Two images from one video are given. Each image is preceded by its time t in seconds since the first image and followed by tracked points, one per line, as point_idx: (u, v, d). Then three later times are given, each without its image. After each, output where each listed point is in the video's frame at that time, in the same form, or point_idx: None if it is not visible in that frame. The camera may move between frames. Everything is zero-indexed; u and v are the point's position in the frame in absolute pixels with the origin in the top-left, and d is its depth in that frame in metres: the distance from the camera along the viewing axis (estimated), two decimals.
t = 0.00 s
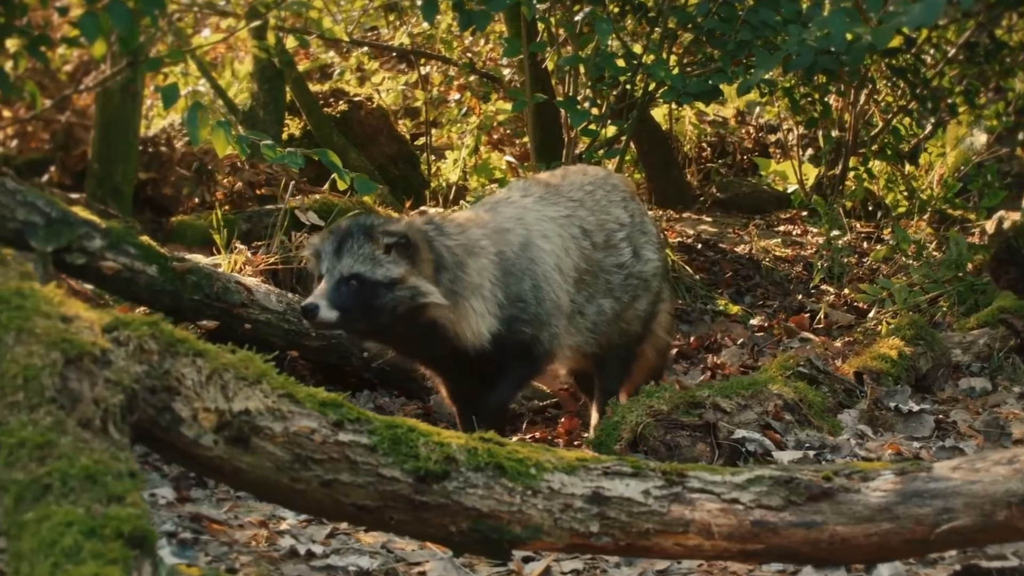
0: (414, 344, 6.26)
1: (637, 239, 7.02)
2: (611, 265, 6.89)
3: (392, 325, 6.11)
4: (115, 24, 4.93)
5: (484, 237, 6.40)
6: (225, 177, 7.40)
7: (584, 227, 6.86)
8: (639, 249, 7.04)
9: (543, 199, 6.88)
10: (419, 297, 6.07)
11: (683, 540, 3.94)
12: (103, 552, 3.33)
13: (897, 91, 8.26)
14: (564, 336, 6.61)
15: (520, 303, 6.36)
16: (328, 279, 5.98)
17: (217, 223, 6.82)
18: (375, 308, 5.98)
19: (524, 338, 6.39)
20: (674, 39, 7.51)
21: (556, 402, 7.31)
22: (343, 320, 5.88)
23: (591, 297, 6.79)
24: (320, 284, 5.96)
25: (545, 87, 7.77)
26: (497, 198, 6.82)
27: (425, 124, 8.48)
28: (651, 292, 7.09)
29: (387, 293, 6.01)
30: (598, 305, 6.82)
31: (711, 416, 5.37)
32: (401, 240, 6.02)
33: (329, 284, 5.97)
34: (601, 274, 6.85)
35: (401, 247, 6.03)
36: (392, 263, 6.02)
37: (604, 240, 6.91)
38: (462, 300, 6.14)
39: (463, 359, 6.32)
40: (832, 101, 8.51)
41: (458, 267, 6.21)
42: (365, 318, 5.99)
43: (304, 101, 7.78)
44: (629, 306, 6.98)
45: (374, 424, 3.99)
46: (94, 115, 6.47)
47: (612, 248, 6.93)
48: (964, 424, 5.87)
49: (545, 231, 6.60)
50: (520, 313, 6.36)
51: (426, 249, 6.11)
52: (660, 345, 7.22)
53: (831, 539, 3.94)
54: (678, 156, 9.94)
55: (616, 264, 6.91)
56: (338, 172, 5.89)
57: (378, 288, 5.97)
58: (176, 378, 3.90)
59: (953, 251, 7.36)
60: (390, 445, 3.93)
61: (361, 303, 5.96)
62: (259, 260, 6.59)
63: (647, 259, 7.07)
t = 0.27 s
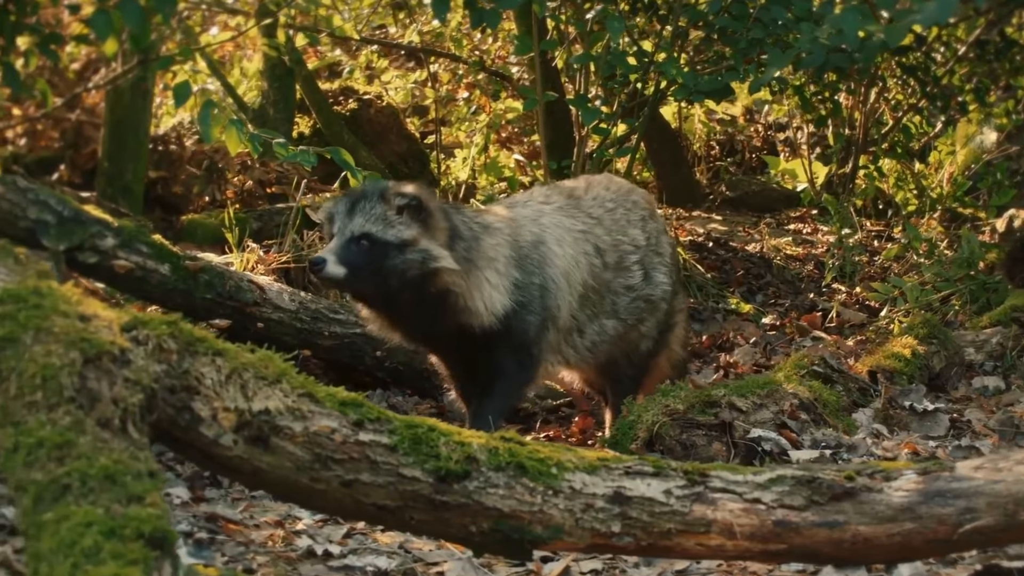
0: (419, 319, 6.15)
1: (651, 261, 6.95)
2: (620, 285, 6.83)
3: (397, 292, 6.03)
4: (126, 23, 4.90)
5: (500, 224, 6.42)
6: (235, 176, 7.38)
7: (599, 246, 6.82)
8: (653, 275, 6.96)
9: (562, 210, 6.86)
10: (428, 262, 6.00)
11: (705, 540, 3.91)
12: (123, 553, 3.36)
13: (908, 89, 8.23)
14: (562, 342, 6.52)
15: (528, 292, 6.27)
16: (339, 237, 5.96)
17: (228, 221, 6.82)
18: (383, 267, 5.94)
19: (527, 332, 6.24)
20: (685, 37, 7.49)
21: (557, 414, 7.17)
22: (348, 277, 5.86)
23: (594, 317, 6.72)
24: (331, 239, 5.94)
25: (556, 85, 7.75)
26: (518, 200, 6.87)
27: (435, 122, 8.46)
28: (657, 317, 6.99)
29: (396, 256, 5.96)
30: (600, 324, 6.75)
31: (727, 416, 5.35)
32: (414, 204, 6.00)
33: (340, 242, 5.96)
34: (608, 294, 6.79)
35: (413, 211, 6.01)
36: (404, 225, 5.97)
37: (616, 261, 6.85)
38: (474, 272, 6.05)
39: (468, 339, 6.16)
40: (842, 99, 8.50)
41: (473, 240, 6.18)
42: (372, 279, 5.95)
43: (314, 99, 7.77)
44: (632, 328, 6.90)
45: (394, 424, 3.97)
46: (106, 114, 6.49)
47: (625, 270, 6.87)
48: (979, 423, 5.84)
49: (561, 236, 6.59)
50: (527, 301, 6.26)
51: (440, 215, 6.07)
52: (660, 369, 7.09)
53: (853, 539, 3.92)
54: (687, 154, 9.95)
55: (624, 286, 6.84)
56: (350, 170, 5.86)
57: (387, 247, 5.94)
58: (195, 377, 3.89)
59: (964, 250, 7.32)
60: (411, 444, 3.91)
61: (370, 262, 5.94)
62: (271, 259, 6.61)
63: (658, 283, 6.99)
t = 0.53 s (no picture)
0: (432, 321, 6.11)
1: (667, 259, 6.93)
2: (636, 285, 6.79)
3: (407, 293, 6.00)
4: (139, 19, 4.89)
5: (519, 228, 6.33)
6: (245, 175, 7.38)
7: (616, 248, 6.77)
8: (667, 275, 6.95)
9: (579, 212, 6.81)
10: (439, 263, 5.94)
11: (726, 540, 3.89)
12: (143, 554, 3.32)
13: (917, 88, 8.22)
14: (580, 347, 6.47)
15: (543, 302, 6.20)
16: (347, 236, 5.94)
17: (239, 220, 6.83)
18: (392, 267, 5.91)
19: (540, 344, 6.18)
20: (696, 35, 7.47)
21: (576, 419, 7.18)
22: (356, 277, 5.83)
23: (612, 319, 6.68)
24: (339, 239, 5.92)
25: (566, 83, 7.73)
26: (537, 203, 6.79)
27: (444, 121, 8.47)
28: (673, 315, 6.97)
29: (405, 256, 5.92)
30: (619, 325, 6.71)
31: (742, 415, 5.34)
32: (421, 203, 5.95)
33: (348, 242, 5.93)
34: (626, 295, 6.75)
35: (422, 210, 5.97)
36: (411, 224, 5.94)
37: (634, 260, 6.83)
38: (488, 280, 6.01)
39: (481, 347, 6.12)
40: (851, 98, 8.49)
41: (489, 245, 6.11)
42: (381, 279, 5.91)
43: (323, 98, 7.79)
44: (649, 329, 6.88)
45: (414, 424, 3.95)
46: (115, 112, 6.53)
47: (642, 268, 6.85)
48: (994, 422, 5.81)
49: (579, 245, 6.51)
50: (542, 312, 6.19)
51: (450, 215, 6.02)
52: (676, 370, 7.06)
53: (875, 539, 3.89)
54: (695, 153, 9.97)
55: (642, 284, 6.82)
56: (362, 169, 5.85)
57: (396, 248, 5.90)
58: (214, 377, 3.89)
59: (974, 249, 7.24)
60: (430, 444, 3.89)
61: (379, 262, 5.91)
62: (283, 257, 6.63)
63: (671, 281, 6.98)
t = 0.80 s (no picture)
0: (442, 323, 6.09)
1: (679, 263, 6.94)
2: (648, 288, 6.79)
3: (416, 296, 5.98)
4: (145, 17, 4.86)
5: (531, 228, 6.32)
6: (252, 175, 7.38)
7: (629, 249, 6.77)
8: (678, 277, 6.95)
9: (594, 214, 6.80)
10: (447, 263, 5.91)
11: (741, 541, 3.88)
12: (156, 555, 3.34)
13: (924, 87, 8.20)
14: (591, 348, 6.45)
15: (555, 303, 6.17)
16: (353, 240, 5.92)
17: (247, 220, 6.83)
18: (399, 271, 5.89)
19: (551, 346, 6.15)
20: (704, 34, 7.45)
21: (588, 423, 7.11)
22: (364, 281, 5.79)
23: (625, 321, 6.67)
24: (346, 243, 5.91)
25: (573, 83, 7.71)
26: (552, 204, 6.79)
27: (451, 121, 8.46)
28: (684, 318, 6.95)
29: (413, 258, 5.90)
30: (631, 327, 6.71)
31: (753, 415, 5.33)
32: (427, 204, 5.93)
33: (355, 247, 5.91)
34: (639, 298, 6.75)
35: (428, 212, 5.94)
36: (418, 226, 5.93)
37: (647, 264, 6.84)
38: (497, 279, 5.96)
39: (492, 347, 6.05)
40: (858, 98, 8.48)
41: (499, 244, 6.09)
42: (388, 281, 5.89)
43: (330, 97, 7.80)
44: (661, 331, 6.87)
45: (428, 424, 3.93)
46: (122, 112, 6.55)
47: (655, 271, 6.85)
48: (1005, 422, 5.75)
49: (592, 247, 6.50)
50: (554, 313, 6.16)
51: (457, 215, 6.00)
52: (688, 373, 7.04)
53: (890, 540, 3.86)
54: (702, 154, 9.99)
55: (654, 286, 6.83)
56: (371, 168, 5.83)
57: (403, 251, 5.88)
58: (227, 377, 3.88)
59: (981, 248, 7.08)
60: (444, 445, 3.87)
61: (386, 265, 5.89)
62: (291, 257, 6.63)
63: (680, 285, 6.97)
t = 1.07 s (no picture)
0: (447, 320, 6.03)
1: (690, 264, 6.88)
2: (660, 289, 6.69)
3: (422, 293, 5.93)
4: (157, 16, 4.83)
5: (541, 228, 6.21)
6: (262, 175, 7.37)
7: (644, 250, 6.66)
8: (688, 282, 6.88)
9: (608, 214, 6.69)
10: (453, 258, 5.85)
11: (764, 542, 3.86)
12: (178, 557, 3.33)
13: (934, 86, 8.18)
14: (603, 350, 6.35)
15: (564, 305, 6.07)
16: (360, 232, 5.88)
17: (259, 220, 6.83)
18: (404, 263, 5.84)
19: (558, 348, 6.06)
20: (715, 34, 7.42)
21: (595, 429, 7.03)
22: (369, 275, 5.75)
23: (639, 323, 6.58)
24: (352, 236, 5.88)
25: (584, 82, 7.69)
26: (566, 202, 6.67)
27: (460, 120, 8.45)
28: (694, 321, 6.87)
29: (420, 252, 5.85)
30: (644, 330, 6.61)
31: (770, 415, 5.32)
32: (434, 198, 5.89)
33: (360, 240, 5.88)
34: (653, 298, 6.66)
35: (435, 206, 5.91)
36: (425, 220, 5.88)
37: (661, 264, 6.75)
38: (501, 278, 5.89)
39: (497, 347, 5.99)
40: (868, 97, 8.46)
41: (504, 242, 6.00)
42: (393, 276, 5.84)
43: (340, 95, 7.80)
44: (673, 335, 6.77)
45: (449, 425, 3.90)
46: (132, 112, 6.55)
47: (667, 273, 6.78)
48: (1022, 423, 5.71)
49: (604, 248, 6.39)
50: (562, 317, 6.06)
51: (464, 209, 5.95)
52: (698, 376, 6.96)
53: (914, 542, 3.82)
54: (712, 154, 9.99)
55: (667, 289, 6.75)
56: (385, 168, 5.83)
57: (409, 244, 5.84)
58: (248, 378, 3.86)
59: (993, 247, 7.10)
60: (466, 446, 3.85)
61: (392, 258, 5.85)
62: (303, 257, 6.66)
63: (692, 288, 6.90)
